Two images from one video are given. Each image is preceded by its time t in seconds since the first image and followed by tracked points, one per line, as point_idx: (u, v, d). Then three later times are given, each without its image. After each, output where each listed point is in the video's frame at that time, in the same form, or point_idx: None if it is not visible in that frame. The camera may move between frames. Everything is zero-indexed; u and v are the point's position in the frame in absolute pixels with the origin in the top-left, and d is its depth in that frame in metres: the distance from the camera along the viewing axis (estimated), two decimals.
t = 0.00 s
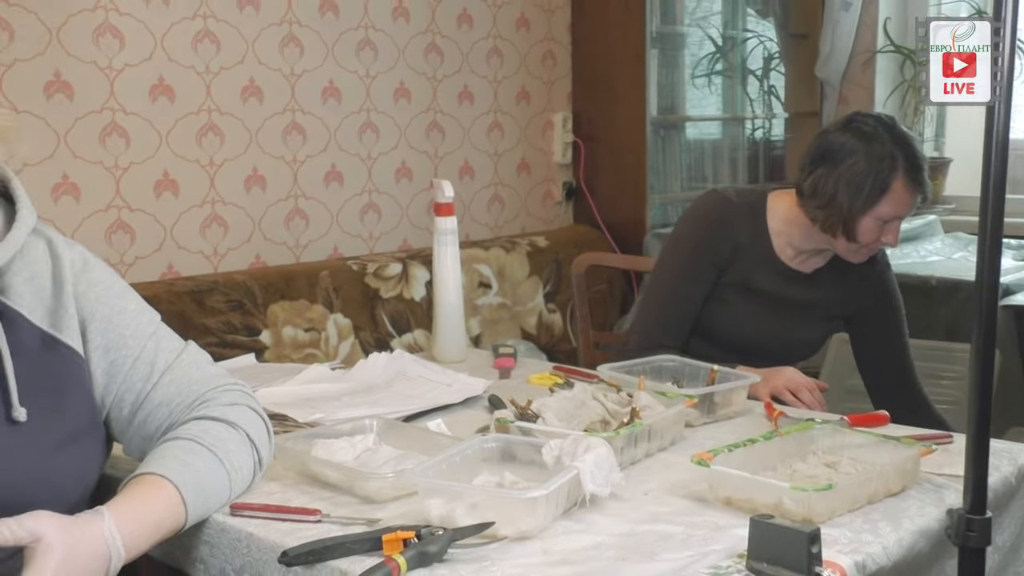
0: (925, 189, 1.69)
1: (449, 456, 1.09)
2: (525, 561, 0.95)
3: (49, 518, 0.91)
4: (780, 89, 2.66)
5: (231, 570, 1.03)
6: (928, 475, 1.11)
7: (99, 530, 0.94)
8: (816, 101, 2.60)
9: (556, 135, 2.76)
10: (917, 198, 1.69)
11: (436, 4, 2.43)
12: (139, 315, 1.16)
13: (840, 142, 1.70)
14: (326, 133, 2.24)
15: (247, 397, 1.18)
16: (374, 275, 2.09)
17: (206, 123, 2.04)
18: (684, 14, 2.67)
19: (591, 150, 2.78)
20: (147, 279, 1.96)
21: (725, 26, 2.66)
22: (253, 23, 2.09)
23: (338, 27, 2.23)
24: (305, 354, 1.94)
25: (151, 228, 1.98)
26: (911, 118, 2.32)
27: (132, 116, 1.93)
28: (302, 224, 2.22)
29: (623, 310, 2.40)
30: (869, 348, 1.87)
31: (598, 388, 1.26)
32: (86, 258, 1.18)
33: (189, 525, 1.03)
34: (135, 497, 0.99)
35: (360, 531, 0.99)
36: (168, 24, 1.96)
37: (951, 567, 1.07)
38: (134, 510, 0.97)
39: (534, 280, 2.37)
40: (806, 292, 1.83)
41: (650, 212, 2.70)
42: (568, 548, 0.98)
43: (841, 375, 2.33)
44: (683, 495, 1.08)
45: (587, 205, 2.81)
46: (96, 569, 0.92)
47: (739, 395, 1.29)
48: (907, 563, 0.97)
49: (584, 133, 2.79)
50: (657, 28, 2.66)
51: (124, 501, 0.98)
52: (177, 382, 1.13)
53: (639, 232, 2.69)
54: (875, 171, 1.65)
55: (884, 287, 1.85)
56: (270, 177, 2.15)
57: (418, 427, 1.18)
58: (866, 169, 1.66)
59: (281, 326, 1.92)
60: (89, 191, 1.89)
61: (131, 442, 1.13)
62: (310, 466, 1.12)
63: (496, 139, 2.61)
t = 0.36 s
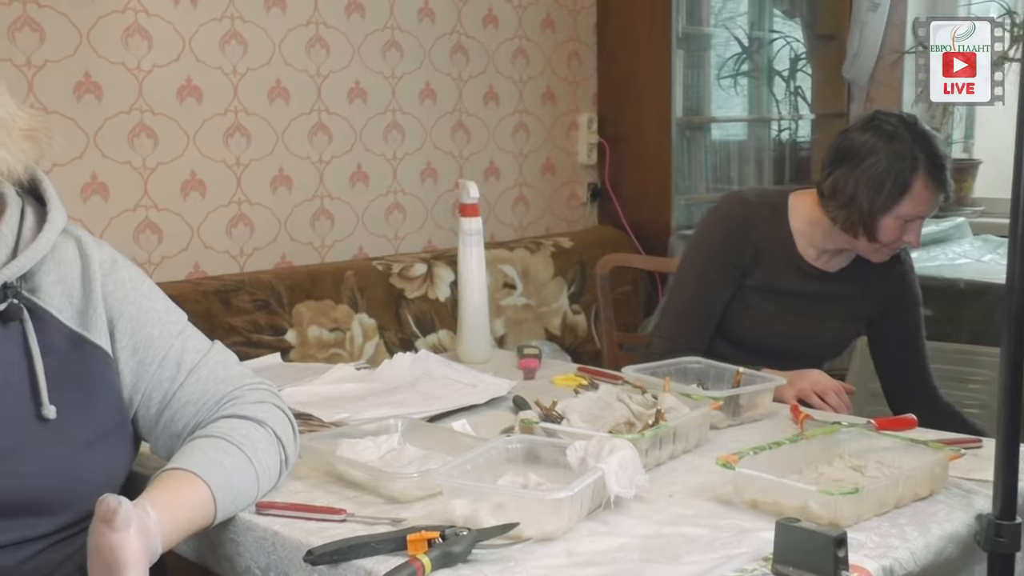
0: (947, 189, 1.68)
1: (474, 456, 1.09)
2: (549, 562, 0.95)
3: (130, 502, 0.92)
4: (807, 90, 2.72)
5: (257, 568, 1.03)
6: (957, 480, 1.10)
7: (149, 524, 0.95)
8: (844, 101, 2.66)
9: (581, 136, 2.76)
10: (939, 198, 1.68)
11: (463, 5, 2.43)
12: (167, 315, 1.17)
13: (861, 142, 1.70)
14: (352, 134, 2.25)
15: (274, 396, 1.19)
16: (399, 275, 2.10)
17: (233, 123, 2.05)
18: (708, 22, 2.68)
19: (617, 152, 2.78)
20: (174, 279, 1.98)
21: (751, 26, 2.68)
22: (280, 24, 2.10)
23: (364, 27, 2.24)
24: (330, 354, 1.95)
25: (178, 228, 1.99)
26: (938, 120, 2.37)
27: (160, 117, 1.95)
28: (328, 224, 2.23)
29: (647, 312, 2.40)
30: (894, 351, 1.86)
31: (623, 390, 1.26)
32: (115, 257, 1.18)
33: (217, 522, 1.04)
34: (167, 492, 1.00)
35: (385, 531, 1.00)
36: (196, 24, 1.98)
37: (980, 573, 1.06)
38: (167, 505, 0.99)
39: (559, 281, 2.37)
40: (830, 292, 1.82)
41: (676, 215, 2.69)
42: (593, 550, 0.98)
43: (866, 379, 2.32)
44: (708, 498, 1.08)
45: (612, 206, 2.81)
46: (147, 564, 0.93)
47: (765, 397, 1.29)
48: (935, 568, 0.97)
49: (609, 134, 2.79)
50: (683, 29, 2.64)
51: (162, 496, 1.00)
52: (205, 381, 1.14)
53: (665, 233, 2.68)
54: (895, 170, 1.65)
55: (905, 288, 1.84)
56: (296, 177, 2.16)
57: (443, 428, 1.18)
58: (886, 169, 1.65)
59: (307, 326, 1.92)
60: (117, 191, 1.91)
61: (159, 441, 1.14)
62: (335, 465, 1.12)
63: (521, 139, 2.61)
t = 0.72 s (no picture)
0: (971, 185, 1.69)
1: (502, 457, 1.09)
2: (577, 564, 0.95)
3: (156, 500, 0.93)
4: (837, 91, 2.73)
5: (285, 567, 1.04)
6: (990, 485, 1.09)
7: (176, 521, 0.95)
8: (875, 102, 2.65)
9: (610, 137, 2.75)
10: (962, 193, 1.68)
11: (492, 6, 2.44)
12: (198, 314, 1.18)
13: (885, 136, 1.70)
14: (382, 135, 2.26)
15: (303, 396, 1.19)
16: (427, 276, 2.11)
17: (263, 124, 2.06)
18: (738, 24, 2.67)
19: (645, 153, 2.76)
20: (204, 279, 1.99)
21: (782, 27, 2.71)
22: (311, 26, 2.11)
23: (393, 29, 2.25)
24: (358, 354, 1.96)
25: (209, 228, 2.01)
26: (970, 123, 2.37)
27: (192, 118, 1.96)
28: (356, 224, 2.24)
29: (676, 314, 2.39)
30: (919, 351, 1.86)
31: (652, 391, 1.26)
32: (147, 258, 1.19)
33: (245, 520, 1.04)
34: (196, 490, 1.01)
35: (413, 531, 1.00)
36: (227, 26, 1.99)
37: None
38: (197, 503, 0.99)
39: (587, 282, 2.37)
40: (857, 290, 1.80)
41: (704, 215, 2.67)
42: (621, 552, 0.97)
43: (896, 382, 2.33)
44: (737, 501, 1.07)
45: (641, 207, 2.79)
46: (175, 562, 0.94)
47: (795, 400, 1.28)
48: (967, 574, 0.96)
49: (639, 135, 2.77)
50: (712, 30, 2.62)
51: (192, 494, 1.00)
52: (235, 380, 1.15)
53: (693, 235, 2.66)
54: (919, 165, 1.66)
55: (930, 287, 1.83)
56: (326, 177, 2.17)
57: (471, 429, 1.18)
58: (910, 164, 1.66)
59: (335, 326, 1.93)
60: (149, 191, 1.92)
61: (189, 439, 1.15)
62: (363, 465, 1.12)
63: (550, 141, 2.61)
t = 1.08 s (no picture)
0: (1000, 180, 1.69)
1: (532, 459, 1.09)
2: (607, 566, 0.95)
3: (189, 499, 0.93)
4: (871, 92, 2.78)
5: (317, 565, 1.04)
6: None
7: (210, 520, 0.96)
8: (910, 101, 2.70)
9: (641, 138, 2.74)
10: (991, 189, 1.68)
11: (524, 8, 2.43)
12: (232, 314, 1.19)
13: (913, 133, 1.70)
14: (413, 136, 2.26)
15: (335, 396, 1.20)
16: (458, 277, 2.11)
17: (296, 125, 2.07)
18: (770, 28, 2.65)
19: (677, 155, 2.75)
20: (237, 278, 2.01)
21: (815, 28, 2.71)
22: (343, 27, 2.11)
23: (425, 30, 2.25)
24: (389, 355, 1.96)
25: (241, 228, 2.02)
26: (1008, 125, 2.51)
27: (225, 119, 1.97)
28: (387, 224, 2.24)
29: (707, 315, 2.39)
30: (947, 349, 1.85)
31: (683, 394, 1.25)
32: (182, 258, 1.20)
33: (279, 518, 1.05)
34: (229, 489, 1.02)
35: (444, 532, 1.00)
36: (261, 27, 2.00)
37: None
38: (230, 501, 1.00)
39: (617, 283, 2.37)
40: (886, 289, 1.80)
41: (736, 217, 2.65)
42: (652, 555, 0.97)
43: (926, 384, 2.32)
44: (768, 504, 1.07)
45: (671, 209, 2.78)
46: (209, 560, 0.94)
47: (828, 404, 1.27)
48: None
49: (670, 137, 2.76)
50: (745, 31, 2.60)
51: (224, 494, 1.01)
52: (268, 379, 1.16)
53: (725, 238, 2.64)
54: (949, 162, 1.65)
55: (957, 283, 1.82)
56: (357, 178, 2.18)
57: (502, 430, 1.18)
58: (941, 160, 1.66)
59: (366, 326, 1.94)
60: (183, 191, 1.94)
61: (222, 438, 1.15)
62: (394, 465, 1.13)
63: (581, 142, 2.61)
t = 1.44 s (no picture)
0: None
1: (567, 461, 1.09)
2: (642, 568, 0.94)
3: (221, 498, 0.94)
4: (911, 94, 2.69)
5: (351, 565, 1.04)
6: None
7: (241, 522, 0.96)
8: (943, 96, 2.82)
9: (677, 140, 2.73)
10: None
11: (560, 9, 2.43)
12: (269, 313, 1.20)
13: (944, 128, 1.69)
14: (448, 136, 2.26)
15: (371, 396, 1.20)
16: (493, 277, 2.11)
17: (333, 126, 2.08)
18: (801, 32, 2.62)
19: (713, 156, 2.73)
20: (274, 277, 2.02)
21: (854, 29, 2.66)
22: (380, 28, 2.12)
23: (462, 31, 2.26)
24: (424, 355, 1.97)
25: (278, 228, 2.03)
26: None
27: (263, 119, 1.99)
28: (423, 225, 2.25)
29: (743, 318, 2.37)
30: (986, 348, 1.83)
31: (719, 397, 1.25)
32: (220, 257, 1.21)
33: (313, 518, 1.06)
34: (264, 488, 1.02)
35: (479, 532, 1.00)
36: (299, 28, 2.01)
37: None
38: (266, 500, 1.01)
39: (652, 285, 2.36)
40: (921, 288, 1.78)
41: (773, 219, 2.64)
42: (687, 558, 0.97)
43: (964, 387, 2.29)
44: (805, 508, 1.06)
45: (707, 210, 2.76)
46: (241, 560, 0.94)
47: (865, 408, 1.26)
48: None
49: (706, 138, 2.75)
50: (783, 32, 2.59)
51: (258, 496, 1.01)
52: (304, 379, 1.16)
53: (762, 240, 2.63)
54: (982, 154, 1.64)
55: (993, 279, 1.80)
56: (393, 179, 2.19)
57: (537, 431, 1.18)
58: (974, 153, 1.64)
59: (401, 326, 1.94)
60: (221, 191, 1.95)
61: (259, 436, 1.16)
62: (429, 465, 1.13)
63: (617, 143, 2.60)
